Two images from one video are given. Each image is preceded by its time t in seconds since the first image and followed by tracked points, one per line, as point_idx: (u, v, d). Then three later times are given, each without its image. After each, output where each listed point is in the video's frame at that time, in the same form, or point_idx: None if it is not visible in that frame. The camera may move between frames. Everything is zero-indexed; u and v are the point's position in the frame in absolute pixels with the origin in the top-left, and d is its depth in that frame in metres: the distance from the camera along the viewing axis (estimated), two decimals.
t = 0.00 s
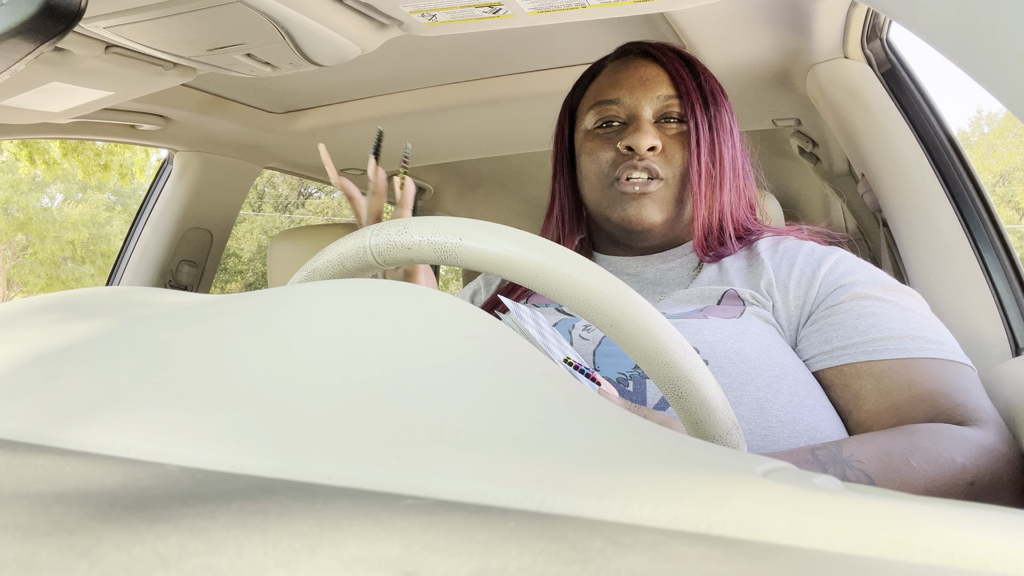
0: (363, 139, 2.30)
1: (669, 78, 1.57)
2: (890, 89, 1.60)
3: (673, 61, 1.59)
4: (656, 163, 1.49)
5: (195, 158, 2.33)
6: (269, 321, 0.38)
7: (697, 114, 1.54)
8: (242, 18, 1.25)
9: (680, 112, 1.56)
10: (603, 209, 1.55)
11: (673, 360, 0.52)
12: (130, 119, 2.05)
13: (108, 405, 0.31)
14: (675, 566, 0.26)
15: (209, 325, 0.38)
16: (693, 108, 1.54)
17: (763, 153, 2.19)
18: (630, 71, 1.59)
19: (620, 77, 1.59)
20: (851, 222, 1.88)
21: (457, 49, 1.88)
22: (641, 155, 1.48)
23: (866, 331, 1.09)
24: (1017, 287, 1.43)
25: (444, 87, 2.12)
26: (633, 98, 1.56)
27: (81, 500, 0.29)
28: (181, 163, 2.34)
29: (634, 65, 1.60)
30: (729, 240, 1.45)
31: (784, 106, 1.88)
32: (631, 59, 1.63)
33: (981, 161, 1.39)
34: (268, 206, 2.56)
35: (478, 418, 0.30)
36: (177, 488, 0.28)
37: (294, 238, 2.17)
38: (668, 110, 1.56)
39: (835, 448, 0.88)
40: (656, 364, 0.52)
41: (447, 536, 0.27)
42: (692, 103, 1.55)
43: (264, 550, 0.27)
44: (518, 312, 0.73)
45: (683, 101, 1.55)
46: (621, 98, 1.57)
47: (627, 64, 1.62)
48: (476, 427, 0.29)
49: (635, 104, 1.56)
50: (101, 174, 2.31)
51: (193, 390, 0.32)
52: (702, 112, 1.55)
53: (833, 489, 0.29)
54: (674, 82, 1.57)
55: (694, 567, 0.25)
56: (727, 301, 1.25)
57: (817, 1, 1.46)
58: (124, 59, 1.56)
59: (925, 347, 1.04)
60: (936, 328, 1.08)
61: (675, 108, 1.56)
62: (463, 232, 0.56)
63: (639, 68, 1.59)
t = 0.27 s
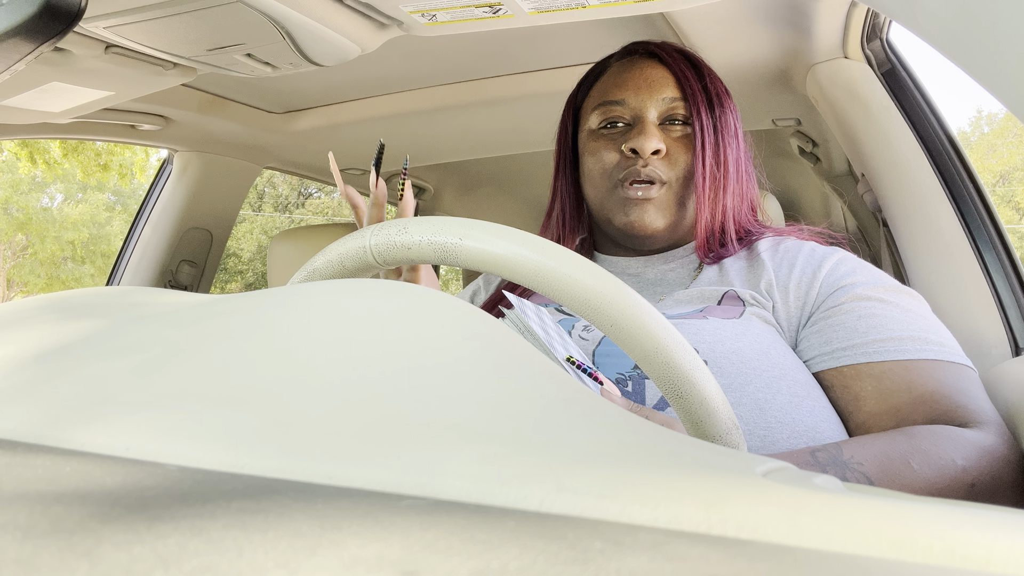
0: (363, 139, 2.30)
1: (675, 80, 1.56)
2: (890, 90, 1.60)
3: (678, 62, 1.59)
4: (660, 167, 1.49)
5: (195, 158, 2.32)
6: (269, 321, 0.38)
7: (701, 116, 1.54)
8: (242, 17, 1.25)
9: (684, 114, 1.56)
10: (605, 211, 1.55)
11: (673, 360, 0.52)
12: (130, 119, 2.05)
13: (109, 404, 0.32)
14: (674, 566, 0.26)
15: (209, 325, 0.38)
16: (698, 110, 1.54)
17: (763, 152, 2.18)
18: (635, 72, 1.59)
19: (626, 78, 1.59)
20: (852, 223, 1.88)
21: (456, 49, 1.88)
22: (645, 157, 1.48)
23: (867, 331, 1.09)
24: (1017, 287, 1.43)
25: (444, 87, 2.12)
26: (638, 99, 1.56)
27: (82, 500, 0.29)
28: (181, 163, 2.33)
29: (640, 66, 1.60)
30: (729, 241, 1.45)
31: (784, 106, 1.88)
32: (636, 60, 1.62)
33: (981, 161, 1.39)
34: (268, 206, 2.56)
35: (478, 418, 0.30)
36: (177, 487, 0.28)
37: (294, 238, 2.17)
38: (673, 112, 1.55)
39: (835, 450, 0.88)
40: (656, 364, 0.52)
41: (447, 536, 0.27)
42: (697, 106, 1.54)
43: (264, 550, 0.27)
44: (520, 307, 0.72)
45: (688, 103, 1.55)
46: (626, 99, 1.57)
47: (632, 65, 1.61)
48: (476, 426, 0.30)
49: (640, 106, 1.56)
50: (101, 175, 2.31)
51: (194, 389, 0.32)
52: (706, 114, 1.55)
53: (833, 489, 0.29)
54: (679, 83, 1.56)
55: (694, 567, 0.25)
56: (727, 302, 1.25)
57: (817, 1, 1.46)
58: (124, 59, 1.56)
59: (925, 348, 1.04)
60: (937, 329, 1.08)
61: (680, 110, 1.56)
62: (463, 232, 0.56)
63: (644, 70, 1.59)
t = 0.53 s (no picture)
0: (363, 139, 2.30)
1: (683, 80, 1.56)
2: (890, 89, 1.60)
3: (685, 62, 1.59)
4: (672, 167, 1.49)
5: (195, 158, 2.32)
6: (269, 321, 0.38)
7: (711, 116, 1.54)
8: (242, 18, 1.25)
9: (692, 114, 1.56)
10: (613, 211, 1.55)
11: (673, 360, 0.52)
12: (130, 119, 2.05)
13: (109, 404, 0.31)
14: (673, 565, 0.26)
15: (211, 326, 0.38)
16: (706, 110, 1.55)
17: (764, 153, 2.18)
18: (642, 72, 1.58)
19: (633, 77, 1.58)
20: (851, 222, 1.88)
21: (456, 49, 1.88)
22: (658, 157, 1.48)
23: (865, 331, 1.08)
24: (1017, 287, 1.43)
25: (444, 87, 2.12)
26: (647, 99, 1.55)
27: (82, 501, 0.29)
28: (181, 163, 2.34)
29: (647, 65, 1.59)
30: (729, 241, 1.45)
31: (784, 106, 1.88)
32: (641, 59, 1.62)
33: (981, 161, 1.39)
34: (268, 206, 2.57)
35: (479, 418, 0.30)
36: (177, 488, 0.28)
37: (294, 238, 2.17)
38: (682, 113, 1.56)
39: (834, 449, 0.88)
40: (656, 364, 0.52)
41: (447, 536, 0.27)
42: (706, 106, 1.55)
43: (264, 550, 0.27)
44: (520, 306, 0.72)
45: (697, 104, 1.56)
46: (634, 99, 1.56)
47: (638, 64, 1.60)
48: (476, 426, 0.30)
49: (649, 106, 1.55)
50: (101, 175, 2.32)
51: (193, 389, 0.32)
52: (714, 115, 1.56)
53: (833, 489, 0.29)
54: (687, 84, 1.57)
55: (694, 567, 0.25)
56: (726, 301, 1.25)
57: (817, 1, 1.46)
58: (123, 59, 1.56)
59: (924, 347, 1.04)
60: (936, 328, 1.08)
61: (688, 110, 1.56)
62: (464, 232, 0.56)
63: (652, 69, 1.58)
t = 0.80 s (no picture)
0: (362, 139, 2.30)
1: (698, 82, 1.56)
2: (890, 89, 1.60)
3: (698, 63, 1.58)
4: (689, 168, 1.48)
5: (195, 158, 2.32)
6: (271, 320, 0.38)
7: (725, 118, 1.55)
8: (242, 18, 1.25)
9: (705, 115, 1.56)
10: (625, 211, 1.52)
11: (673, 360, 0.52)
12: (130, 119, 2.05)
13: (109, 406, 0.31)
14: (674, 565, 0.25)
15: (212, 326, 0.39)
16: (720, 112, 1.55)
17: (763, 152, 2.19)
18: (659, 72, 1.57)
19: (647, 76, 1.57)
20: (851, 223, 1.88)
21: (456, 49, 1.88)
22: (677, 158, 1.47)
23: (864, 330, 1.09)
24: (1017, 287, 1.43)
25: (444, 87, 2.12)
26: (663, 99, 1.54)
27: (82, 501, 0.29)
28: (181, 163, 2.33)
29: (661, 65, 1.58)
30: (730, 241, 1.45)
31: (784, 106, 1.88)
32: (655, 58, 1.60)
33: (981, 161, 1.39)
34: (267, 206, 2.57)
35: (479, 418, 0.30)
36: (178, 488, 0.28)
37: (294, 239, 2.17)
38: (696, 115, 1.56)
39: (833, 448, 0.88)
40: (656, 364, 0.52)
41: (447, 536, 0.26)
42: (721, 108, 1.55)
43: (264, 550, 0.27)
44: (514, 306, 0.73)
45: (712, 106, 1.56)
46: (650, 98, 1.54)
47: (652, 64, 1.59)
48: (476, 426, 0.30)
49: (665, 106, 1.54)
50: (101, 175, 2.31)
51: (194, 390, 0.32)
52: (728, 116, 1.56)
53: (833, 489, 0.29)
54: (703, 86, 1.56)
55: (694, 567, 0.25)
56: (725, 301, 1.25)
57: (817, 1, 1.46)
58: (123, 59, 1.56)
59: (922, 346, 1.04)
60: (935, 328, 1.08)
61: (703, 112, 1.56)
62: (463, 232, 0.56)
63: (667, 70, 1.57)
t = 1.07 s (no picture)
0: (362, 139, 2.30)
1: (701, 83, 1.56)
2: (890, 90, 1.60)
3: (702, 64, 1.58)
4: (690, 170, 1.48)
5: (195, 158, 2.32)
6: (272, 320, 0.38)
7: (728, 120, 1.55)
8: (242, 18, 1.25)
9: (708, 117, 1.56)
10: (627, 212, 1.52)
11: (673, 361, 0.52)
12: (130, 119, 2.05)
13: (109, 405, 0.31)
14: (674, 566, 0.25)
15: (211, 326, 0.39)
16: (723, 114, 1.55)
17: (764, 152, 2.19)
18: (662, 73, 1.57)
19: (651, 77, 1.57)
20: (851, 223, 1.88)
21: (457, 49, 1.88)
22: (679, 160, 1.47)
23: (865, 331, 1.09)
24: (1016, 287, 1.43)
25: (444, 87, 2.12)
26: (667, 100, 1.54)
27: (81, 501, 0.29)
28: (181, 163, 2.33)
29: (665, 66, 1.58)
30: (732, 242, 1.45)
31: (784, 106, 1.88)
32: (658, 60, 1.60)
33: (980, 161, 1.39)
34: (268, 205, 2.57)
35: (480, 418, 0.30)
36: (177, 488, 0.28)
37: (295, 239, 2.17)
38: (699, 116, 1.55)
39: (833, 449, 0.88)
40: (656, 364, 0.52)
41: (447, 536, 0.27)
42: (723, 110, 1.55)
43: (265, 550, 0.27)
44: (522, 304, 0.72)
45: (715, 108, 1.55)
46: (653, 99, 1.54)
47: (656, 65, 1.59)
48: (476, 426, 0.30)
49: (668, 107, 1.54)
50: (101, 174, 2.31)
51: (194, 390, 0.32)
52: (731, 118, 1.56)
53: (834, 489, 0.29)
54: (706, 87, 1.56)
55: (694, 567, 0.25)
56: (727, 302, 1.25)
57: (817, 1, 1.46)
58: (123, 59, 1.56)
59: (923, 346, 1.04)
60: (936, 328, 1.08)
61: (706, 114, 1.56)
62: (463, 232, 0.56)
63: (670, 71, 1.57)
